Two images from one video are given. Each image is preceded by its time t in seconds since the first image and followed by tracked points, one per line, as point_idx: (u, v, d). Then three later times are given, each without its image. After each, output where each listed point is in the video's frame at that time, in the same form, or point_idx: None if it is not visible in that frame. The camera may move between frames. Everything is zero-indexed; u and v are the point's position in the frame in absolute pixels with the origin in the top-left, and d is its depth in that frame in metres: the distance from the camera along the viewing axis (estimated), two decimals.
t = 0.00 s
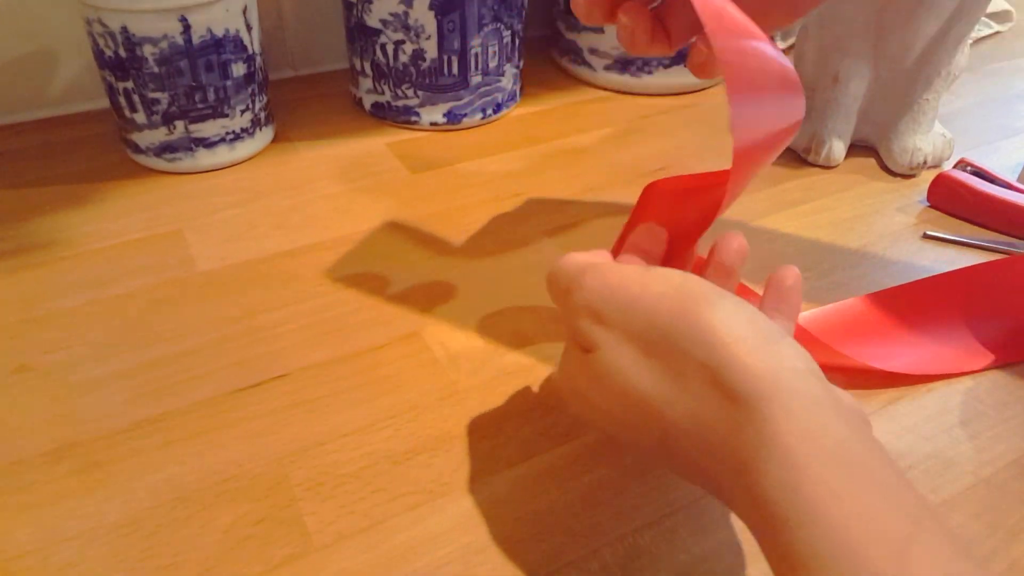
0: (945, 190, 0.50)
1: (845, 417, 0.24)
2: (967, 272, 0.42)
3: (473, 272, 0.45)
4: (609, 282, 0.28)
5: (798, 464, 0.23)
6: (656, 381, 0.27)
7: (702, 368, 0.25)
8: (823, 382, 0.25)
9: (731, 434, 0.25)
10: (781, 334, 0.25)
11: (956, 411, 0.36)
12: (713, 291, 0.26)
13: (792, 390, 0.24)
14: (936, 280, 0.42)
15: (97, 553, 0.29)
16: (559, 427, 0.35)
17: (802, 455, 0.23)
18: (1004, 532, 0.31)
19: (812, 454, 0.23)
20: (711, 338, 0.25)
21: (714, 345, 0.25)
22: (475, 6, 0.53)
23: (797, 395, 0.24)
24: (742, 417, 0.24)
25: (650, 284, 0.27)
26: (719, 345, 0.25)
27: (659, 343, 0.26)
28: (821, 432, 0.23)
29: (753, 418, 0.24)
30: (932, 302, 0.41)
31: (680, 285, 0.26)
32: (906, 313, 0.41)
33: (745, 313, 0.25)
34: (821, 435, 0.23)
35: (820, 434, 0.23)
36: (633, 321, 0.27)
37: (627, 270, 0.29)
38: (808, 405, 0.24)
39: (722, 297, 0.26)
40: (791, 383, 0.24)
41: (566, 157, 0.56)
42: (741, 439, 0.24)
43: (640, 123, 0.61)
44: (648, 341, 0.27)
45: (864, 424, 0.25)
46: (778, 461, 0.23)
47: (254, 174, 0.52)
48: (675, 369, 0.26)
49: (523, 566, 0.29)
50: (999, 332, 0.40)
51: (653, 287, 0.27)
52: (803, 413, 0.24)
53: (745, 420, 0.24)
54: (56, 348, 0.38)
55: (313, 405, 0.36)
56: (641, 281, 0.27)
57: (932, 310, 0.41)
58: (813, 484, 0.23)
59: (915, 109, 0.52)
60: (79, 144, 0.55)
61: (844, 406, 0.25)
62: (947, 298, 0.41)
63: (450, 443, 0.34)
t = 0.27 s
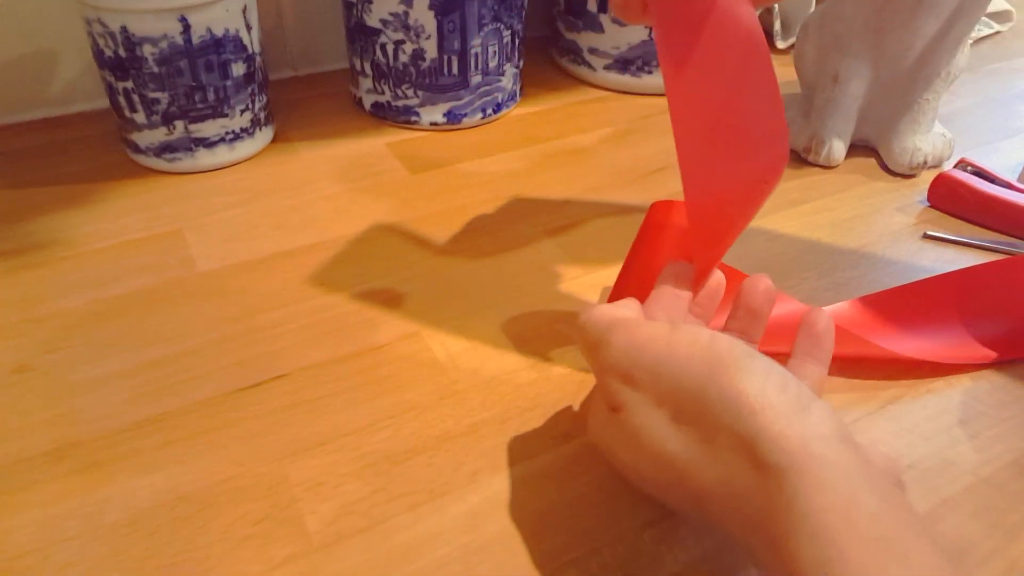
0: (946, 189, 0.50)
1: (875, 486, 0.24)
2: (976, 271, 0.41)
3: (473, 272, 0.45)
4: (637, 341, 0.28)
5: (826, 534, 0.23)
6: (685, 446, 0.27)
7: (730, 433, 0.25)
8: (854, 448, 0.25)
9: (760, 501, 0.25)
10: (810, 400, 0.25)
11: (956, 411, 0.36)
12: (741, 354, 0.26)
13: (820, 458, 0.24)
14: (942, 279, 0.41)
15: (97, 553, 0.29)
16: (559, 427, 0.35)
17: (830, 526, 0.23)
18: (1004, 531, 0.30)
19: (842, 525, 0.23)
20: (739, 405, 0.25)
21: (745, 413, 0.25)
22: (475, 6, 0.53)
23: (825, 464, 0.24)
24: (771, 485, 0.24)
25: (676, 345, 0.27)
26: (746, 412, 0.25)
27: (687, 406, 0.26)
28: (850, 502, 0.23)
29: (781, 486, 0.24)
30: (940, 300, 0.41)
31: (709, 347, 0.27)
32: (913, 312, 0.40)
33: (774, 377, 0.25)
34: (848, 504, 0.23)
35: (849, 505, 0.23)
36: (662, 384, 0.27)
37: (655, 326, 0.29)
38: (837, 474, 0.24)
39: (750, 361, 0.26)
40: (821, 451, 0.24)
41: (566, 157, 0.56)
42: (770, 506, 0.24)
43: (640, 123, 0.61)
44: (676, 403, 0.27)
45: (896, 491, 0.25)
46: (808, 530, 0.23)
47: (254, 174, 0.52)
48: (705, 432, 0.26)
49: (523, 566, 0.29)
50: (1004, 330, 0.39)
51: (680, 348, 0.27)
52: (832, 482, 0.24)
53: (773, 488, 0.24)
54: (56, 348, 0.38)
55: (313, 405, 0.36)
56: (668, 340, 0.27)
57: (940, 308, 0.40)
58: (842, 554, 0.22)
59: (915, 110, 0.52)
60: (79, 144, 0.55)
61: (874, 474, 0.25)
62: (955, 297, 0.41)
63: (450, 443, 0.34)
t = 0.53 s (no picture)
0: (947, 189, 0.49)
1: (869, 498, 0.24)
2: (975, 269, 0.41)
3: (473, 272, 0.44)
4: (631, 352, 0.28)
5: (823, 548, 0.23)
6: (681, 459, 0.27)
7: (726, 448, 0.25)
8: (848, 459, 0.25)
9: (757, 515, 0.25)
10: (804, 412, 0.26)
11: (957, 411, 0.36)
12: (735, 367, 0.26)
13: (814, 472, 0.24)
14: (943, 278, 0.41)
15: (96, 554, 0.29)
16: (559, 428, 0.35)
17: (827, 540, 0.23)
18: (1005, 533, 0.30)
19: (839, 540, 0.23)
20: (735, 420, 0.25)
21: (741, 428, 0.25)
22: (475, 4, 0.52)
23: (821, 478, 0.24)
24: (769, 499, 0.24)
25: (671, 358, 0.27)
26: (742, 426, 0.25)
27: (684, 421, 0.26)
28: (845, 516, 0.24)
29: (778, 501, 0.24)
30: (939, 300, 0.41)
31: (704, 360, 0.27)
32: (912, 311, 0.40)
33: (768, 390, 0.26)
34: (843, 516, 0.24)
35: (845, 520, 0.24)
36: (657, 397, 0.27)
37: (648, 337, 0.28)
38: (831, 488, 0.24)
39: (745, 373, 0.26)
40: (816, 465, 0.24)
41: (567, 156, 0.56)
42: (767, 521, 0.25)
43: (640, 122, 0.61)
44: (672, 417, 0.27)
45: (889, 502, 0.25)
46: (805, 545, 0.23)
47: (253, 174, 0.52)
48: (702, 446, 0.26)
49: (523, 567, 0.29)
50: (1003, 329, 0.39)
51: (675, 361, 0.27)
52: (828, 497, 0.24)
53: (770, 502, 0.24)
54: (55, 348, 0.38)
55: (312, 406, 0.35)
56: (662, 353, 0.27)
57: (939, 308, 0.40)
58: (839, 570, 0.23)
59: (915, 110, 0.52)
60: (78, 143, 0.55)
61: (866, 485, 0.25)
62: (954, 296, 0.41)
63: (450, 444, 0.34)
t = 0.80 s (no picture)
0: (946, 189, 0.50)
1: (857, 496, 0.24)
2: (977, 270, 0.41)
3: (473, 272, 0.45)
4: (614, 344, 0.28)
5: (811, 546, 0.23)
6: (668, 455, 0.27)
7: (714, 444, 0.25)
8: (835, 457, 0.25)
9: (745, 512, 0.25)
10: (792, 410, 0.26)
11: (955, 411, 0.36)
12: (722, 363, 0.26)
13: (801, 469, 0.24)
14: (945, 278, 0.41)
15: (97, 553, 0.29)
16: (558, 427, 0.35)
17: (815, 537, 0.23)
18: (1004, 532, 0.30)
19: (827, 538, 0.23)
20: (722, 416, 0.25)
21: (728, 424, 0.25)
22: (475, 6, 0.53)
23: (808, 475, 0.24)
24: (757, 495, 0.24)
25: (658, 354, 0.27)
26: (729, 423, 0.25)
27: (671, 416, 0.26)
28: (833, 513, 0.24)
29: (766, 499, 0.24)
30: (941, 300, 0.41)
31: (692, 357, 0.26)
32: (913, 312, 0.41)
33: (755, 387, 0.26)
34: (831, 514, 0.23)
35: (836, 519, 0.23)
36: (644, 393, 0.27)
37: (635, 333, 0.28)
38: (819, 486, 0.24)
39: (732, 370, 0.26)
40: (803, 463, 0.24)
41: (567, 157, 0.56)
42: (755, 517, 0.25)
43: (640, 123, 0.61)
44: (658, 413, 0.27)
45: (876, 500, 0.25)
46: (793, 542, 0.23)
47: (253, 175, 0.52)
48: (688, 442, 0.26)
49: (523, 566, 0.29)
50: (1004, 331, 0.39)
51: (662, 357, 0.27)
52: (818, 494, 0.24)
53: (759, 500, 0.24)
54: (56, 348, 0.38)
55: (313, 406, 0.36)
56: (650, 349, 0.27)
57: (941, 309, 0.41)
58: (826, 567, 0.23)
59: (915, 110, 0.52)
60: (79, 144, 0.55)
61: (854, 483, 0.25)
62: (955, 297, 0.41)
63: (449, 444, 0.34)
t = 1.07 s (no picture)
0: (946, 189, 0.50)
1: (873, 479, 0.24)
2: (986, 274, 0.41)
3: (473, 272, 0.45)
4: (626, 330, 0.28)
5: (826, 530, 0.23)
6: (681, 438, 0.27)
7: (730, 428, 0.25)
8: (854, 439, 0.25)
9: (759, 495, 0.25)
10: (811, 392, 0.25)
11: (955, 411, 0.36)
12: (740, 345, 0.25)
13: (819, 453, 0.24)
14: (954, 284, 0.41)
15: (97, 553, 0.29)
16: (559, 427, 0.35)
17: (830, 522, 0.23)
18: (1004, 532, 0.30)
19: (845, 523, 0.23)
20: (739, 400, 0.24)
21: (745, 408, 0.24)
22: (475, 6, 0.53)
23: (827, 459, 0.24)
24: (775, 478, 0.24)
25: (674, 338, 0.26)
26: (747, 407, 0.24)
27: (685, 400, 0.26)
28: (848, 496, 0.23)
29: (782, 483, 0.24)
30: (951, 304, 0.40)
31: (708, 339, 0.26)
32: (923, 316, 0.40)
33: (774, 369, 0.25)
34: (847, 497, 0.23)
35: (854, 504, 0.23)
36: (659, 375, 0.26)
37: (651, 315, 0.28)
38: (837, 469, 0.24)
39: (750, 352, 0.25)
40: (822, 446, 0.24)
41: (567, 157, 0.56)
42: (770, 501, 0.24)
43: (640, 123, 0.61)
44: (672, 395, 0.26)
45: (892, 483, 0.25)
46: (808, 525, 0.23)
47: (253, 175, 0.52)
48: (703, 425, 0.26)
49: (523, 565, 0.29)
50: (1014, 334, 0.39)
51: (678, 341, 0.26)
52: (836, 479, 0.24)
53: (776, 484, 0.24)
54: (56, 348, 0.38)
55: (313, 406, 0.36)
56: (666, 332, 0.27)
57: (951, 312, 0.40)
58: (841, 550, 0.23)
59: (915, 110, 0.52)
60: (79, 144, 0.55)
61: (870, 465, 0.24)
62: (966, 301, 0.40)
63: (450, 443, 0.34)
